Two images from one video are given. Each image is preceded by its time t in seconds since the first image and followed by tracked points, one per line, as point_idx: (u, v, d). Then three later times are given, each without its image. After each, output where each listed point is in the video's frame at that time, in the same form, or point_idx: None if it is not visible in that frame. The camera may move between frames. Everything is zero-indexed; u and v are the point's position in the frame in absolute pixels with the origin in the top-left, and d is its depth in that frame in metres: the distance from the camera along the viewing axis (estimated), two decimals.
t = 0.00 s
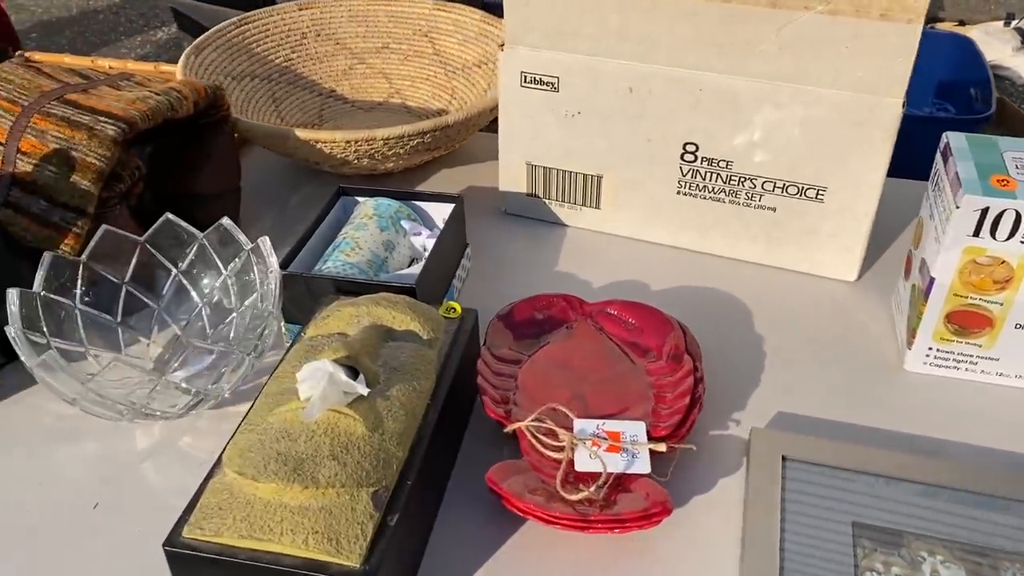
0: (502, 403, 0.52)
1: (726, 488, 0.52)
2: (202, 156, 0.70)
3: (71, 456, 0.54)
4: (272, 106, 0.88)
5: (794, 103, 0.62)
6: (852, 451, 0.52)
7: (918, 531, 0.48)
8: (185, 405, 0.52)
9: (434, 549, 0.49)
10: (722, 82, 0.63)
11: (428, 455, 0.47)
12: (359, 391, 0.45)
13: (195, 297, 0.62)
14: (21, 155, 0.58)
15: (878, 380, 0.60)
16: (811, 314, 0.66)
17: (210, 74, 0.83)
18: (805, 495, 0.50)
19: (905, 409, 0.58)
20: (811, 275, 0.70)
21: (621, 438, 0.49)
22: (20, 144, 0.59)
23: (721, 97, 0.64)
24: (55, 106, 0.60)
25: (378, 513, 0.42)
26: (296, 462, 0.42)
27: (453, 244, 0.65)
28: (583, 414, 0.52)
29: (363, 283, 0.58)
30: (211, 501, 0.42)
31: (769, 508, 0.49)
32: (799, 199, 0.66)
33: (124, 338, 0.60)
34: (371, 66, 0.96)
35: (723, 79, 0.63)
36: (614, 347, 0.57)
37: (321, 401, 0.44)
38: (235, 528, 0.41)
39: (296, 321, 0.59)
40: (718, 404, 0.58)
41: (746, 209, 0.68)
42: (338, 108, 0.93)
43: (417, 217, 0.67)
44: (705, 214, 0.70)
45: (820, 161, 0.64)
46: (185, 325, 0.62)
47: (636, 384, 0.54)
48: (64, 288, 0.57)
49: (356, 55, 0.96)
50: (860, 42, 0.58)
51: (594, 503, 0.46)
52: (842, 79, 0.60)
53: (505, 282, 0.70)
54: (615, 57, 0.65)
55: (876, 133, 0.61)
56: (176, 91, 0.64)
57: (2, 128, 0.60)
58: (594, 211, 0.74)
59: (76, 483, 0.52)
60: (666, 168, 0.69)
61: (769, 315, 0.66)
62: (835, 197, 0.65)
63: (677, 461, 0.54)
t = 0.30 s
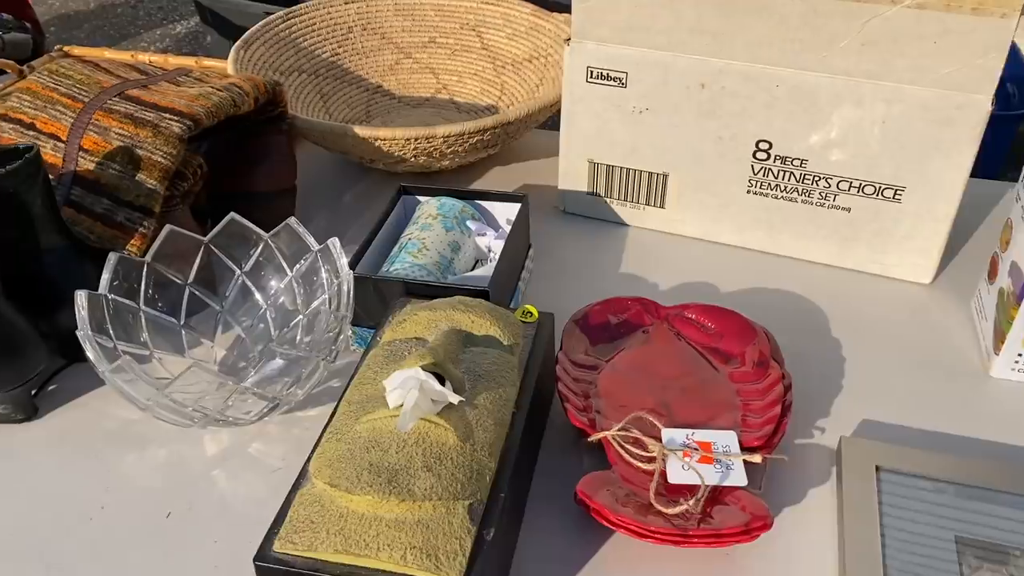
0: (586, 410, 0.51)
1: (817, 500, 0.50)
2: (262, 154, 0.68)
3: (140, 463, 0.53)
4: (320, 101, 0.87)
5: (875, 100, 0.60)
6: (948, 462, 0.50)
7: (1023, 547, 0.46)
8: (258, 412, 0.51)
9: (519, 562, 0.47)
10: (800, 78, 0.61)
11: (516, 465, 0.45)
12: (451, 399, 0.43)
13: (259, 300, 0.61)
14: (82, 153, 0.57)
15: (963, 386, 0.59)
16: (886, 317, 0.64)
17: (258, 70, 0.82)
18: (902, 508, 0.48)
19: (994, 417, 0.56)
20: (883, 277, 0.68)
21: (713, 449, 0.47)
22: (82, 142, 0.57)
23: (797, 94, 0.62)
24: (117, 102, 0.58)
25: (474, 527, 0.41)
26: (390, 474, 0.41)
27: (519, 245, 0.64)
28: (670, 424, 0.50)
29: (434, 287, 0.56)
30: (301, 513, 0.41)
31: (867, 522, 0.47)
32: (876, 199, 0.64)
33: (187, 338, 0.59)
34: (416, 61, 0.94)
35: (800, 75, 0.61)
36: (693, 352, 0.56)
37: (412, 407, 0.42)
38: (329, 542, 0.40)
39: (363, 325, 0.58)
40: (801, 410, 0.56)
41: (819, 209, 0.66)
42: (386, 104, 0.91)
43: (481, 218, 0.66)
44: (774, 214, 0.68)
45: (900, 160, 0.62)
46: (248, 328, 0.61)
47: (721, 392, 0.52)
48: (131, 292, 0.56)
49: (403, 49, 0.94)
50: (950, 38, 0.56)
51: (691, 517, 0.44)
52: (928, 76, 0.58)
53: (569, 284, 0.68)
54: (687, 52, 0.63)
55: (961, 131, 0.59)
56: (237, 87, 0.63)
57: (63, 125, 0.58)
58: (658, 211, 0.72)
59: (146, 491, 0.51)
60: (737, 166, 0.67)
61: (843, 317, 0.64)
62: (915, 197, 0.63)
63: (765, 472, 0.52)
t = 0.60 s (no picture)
0: (656, 422, 0.49)
1: (893, 511, 0.49)
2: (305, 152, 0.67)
3: (195, 472, 0.52)
4: (356, 99, 0.85)
5: (941, 99, 0.58)
6: None
7: None
8: (317, 421, 0.50)
9: None
10: (863, 76, 0.60)
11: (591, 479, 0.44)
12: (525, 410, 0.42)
13: (310, 305, 0.60)
14: (130, 155, 0.56)
15: None
16: (948, 321, 0.63)
17: (295, 67, 0.80)
18: (984, 521, 0.47)
19: None
20: (942, 279, 0.66)
21: (790, 461, 0.46)
22: (130, 144, 0.56)
23: (859, 92, 0.60)
24: (165, 103, 0.57)
25: (556, 545, 0.40)
26: (469, 490, 0.39)
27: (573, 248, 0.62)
28: (743, 436, 0.49)
29: (492, 292, 0.55)
30: (377, 530, 0.40)
31: (949, 536, 0.46)
32: (938, 200, 0.62)
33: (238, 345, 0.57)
34: (451, 58, 0.93)
35: (863, 73, 0.60)
36: (758, 359, 0.55)
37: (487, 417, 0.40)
38: (409, 560, 0.38)
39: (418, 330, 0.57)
40: (869, 418, 0.55)
41: (877, 210, 0.65)
42: (422, 101, 0.90)
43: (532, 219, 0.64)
44: (830, 215, 0.67)
45: (965, 160, 0.60)
46: (299, 332, 0.59)
47: (790, 402, 0.51)
48: (179, 295, 0.54)
49: (438, 46, 0.93)
50: (1023, 35, 0.54)
51: (772, 533, 0.43)
52: (998, 74, 0.56)
53: (621, 286, 0.67)
54: (745, 50, 0.62)
55: None
56: (285, 87, 0.61)
57: (110, 127, 0.57)
58: (709, 211, 0.71)
59: (203, 503, 0.50)
60: (793, 165, 0.65)
61: (904, 321, 0.63)
62: (979, 199, 0.61)
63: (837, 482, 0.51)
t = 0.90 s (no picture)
0: (711, 426, 0.48)
1: (952, 517, 0.48)
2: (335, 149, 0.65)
3: (234, 480, 0.50)
4: (380, 95, 0.84)
5: (990, 93, 0.57)
6: None
7: None
8: (362, 427, 0.48)
9: None
10: (909, 70, 0.58)
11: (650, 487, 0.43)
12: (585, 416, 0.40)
13: (346, 306, 0.59)
14: (163, 154, 0.55)
15: None
16: (993, 319, 0.62)
17: (320, 62, 0.79)
18: None
19: None
20: (984, 276, 0.65)
21: (850, 467, 0.45)
22: (163, 144, 0.55)
23: (906, 86, 0.59)
24: (197, 101, 0.56)
25: (621, 558, 0.39)
26: (530, 500, 0.38)
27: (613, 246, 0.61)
28: (799, 440, 0.48)
29: (536, 294, 0.54)
30: (435, 542, 0.39)
31: (1015, 543, 0.44)
32: (984, 196, 0.61)
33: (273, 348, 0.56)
34: (475, 51, 0.91)
35: (910, 66, 0.58)
36: (807, 360, 0.54)
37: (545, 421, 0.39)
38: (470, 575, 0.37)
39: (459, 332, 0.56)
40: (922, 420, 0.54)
41: (920, 206, 0.64)
42: (446, 96, 0.88)
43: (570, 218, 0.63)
44: (871, 211, 0.65)
45: (1013, 155, 0.59)
46: (334, 334, 0.58)
47: (845, 404, 0.50)
48: (215, 298, 0.53)
49: (461, 39, 0.91)
50: None
51: (837, 541, 0.42)
52: None
53: (659, 285, 0.65)
54: (788, 43, 0.60)
55: None
56: (319, 84, 0.60)
57: (142, 126, 0.56)
58: (745, 207, 0.69)
59: (246, 512, 0.49)
60: (835, 161, 0.64)
61: (949, 319, 0.62)
62: None
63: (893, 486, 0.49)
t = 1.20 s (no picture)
0: (755, 426, 0.48)
1: (999, 515, 0.47)
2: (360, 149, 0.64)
3: (272, 487, 0.50)
4: (397, 92, 0.83)
5: None
6: None
7: None
8: (403, 431, 0.47)
9: None
10: (943, 64, 0.58)
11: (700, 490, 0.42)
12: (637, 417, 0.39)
13: (378, 307, 0.58)
14: (192, 156, 0.54)
15: None
16: None
17: (337, 60, 0.78)
18: None
19: None
20: (1015, 270, 0.65)
21: (898, 466, 0.45)
22: (191, 145, 0.54)
23: (938, 80, 0.58)
24: (225, 102, 0.55)
25: (679, 563, 0.38)
26: (586, 506, 0.38)
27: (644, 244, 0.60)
28: (844, 440, 0.48)
29: (571, 294, 0.53)
30: (489, 550, 0.38)
31: None
32: (1016, 190, 0.60)
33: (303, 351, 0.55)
34: (490, 47, 0.90)
35: (943, 60, 0.58)
36: (846, 358, 0.53)
37: (599, 423, 0.39)
38: None
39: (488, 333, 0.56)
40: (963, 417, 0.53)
41: (950, 200, 0.63)
42: (462, 93, 0.88)
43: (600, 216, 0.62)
44: (900, 206, 0.65)
45: None
46: (365, 336, 0.58)
47: (888, 402, 0.50)
48: (247, 302, 0.52)
49: (476, 35, 0.90)
50: None
51: (889, 542, 0.42)
52: None
53: (687, 282, 0.65)
54: (819, 38, 0.60)
55: None
56: (346, 83, 0.59)
57: (169, 127, 0.55)
58: (772, 203, 0.69)
59: (285, 519, 0.48)
60: (864, 156, 0.63)
61: (981, 314, 0.61)
62: None
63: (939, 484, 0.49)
